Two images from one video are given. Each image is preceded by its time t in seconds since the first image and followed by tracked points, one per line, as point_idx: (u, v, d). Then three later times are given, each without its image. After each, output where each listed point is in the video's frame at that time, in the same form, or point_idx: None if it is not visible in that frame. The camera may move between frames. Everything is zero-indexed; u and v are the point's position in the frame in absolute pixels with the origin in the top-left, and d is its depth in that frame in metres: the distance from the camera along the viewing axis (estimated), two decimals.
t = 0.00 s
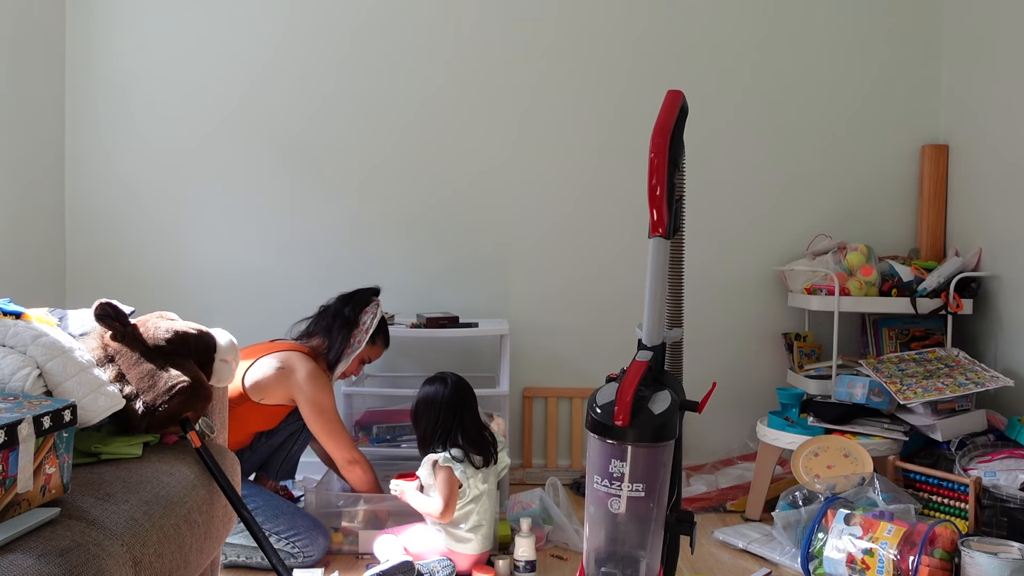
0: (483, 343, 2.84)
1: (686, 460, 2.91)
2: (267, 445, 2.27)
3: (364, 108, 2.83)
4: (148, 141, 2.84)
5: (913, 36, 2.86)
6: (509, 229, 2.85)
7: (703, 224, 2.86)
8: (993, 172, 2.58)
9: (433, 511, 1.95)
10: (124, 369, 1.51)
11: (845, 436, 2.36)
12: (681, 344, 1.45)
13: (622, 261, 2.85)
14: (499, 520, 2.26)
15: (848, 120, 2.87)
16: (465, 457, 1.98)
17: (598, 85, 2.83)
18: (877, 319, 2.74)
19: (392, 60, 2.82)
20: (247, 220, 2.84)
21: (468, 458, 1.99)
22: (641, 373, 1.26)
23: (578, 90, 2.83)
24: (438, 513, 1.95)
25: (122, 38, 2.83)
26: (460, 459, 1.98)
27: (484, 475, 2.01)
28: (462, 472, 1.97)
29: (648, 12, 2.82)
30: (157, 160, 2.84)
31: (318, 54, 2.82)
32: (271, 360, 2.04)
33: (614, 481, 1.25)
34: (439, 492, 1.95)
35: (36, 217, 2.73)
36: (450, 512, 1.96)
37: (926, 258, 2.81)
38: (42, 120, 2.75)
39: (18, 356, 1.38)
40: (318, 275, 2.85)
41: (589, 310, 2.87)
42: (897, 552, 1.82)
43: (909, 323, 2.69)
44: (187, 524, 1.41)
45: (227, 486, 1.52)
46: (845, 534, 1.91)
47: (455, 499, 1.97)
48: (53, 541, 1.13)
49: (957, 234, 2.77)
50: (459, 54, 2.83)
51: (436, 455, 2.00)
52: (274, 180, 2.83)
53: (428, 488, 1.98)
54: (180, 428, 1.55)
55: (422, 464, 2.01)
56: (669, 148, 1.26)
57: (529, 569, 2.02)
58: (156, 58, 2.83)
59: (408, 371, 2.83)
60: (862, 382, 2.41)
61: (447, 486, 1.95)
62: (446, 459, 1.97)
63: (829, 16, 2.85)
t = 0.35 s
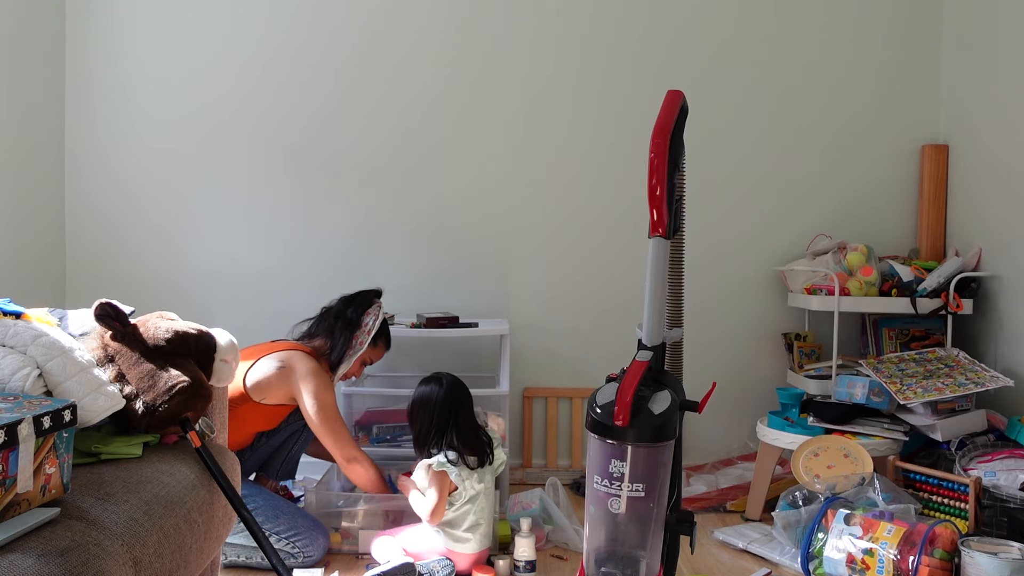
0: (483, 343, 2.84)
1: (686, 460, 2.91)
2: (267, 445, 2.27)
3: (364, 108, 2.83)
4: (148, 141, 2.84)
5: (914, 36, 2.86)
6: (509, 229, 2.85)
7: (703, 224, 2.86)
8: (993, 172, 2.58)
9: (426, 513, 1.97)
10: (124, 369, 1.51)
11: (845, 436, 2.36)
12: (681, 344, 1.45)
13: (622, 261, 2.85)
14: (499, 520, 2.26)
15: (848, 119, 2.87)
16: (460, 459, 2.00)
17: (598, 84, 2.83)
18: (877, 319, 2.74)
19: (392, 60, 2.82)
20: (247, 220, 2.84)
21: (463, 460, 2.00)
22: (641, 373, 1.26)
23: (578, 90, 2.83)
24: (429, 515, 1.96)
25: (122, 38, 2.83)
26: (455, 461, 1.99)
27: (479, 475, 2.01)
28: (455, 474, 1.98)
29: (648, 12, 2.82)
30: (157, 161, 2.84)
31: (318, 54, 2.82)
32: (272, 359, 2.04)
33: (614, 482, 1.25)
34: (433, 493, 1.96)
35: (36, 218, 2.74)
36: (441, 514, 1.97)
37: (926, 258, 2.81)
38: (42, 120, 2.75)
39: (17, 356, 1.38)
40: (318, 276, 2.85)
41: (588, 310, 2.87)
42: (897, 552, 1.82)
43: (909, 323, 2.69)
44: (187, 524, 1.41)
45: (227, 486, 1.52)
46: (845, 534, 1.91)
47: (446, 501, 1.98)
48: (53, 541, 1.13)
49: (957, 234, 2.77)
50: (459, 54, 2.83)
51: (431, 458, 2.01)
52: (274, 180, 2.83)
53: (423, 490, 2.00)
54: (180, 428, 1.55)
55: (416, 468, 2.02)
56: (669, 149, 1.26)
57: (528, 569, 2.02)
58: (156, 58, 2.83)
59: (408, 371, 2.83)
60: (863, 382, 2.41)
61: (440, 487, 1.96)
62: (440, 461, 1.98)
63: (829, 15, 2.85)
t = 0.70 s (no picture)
0: (483, 343, 2.84)
1: (686, 460, 2.91)
2: (267, 445, 2.28)
3: (364, 109, 2.83)
4: (147, 141, 2.84)
5: (914, 36, 2.86)
6: (509, 229, 2.85)
7: (703, 224, 2.86)
8: (993, 172, 2.58)
9: (418, 517, 1.97)
10: (124, 369, 1.51)
11: (845, 436, 2.36)
12: (681, 344, 1.45)
13: (622, 261, 2.85)
14: (499, 520, 2.26)
15: (848, 119, 2.87)
16: (447, 461, 2.00)
17: (598, 84, 2.83)
18: (877, 319, 2.74)
19: (392, 60, 2.82)
20: (247, 220, 2.84)
21: (450, 461, 2.00)
22: (641, 373, 1.26)
23: (578, 90, 2.83)
24: (421, 519, 1.96)
25: (122, 38, 2.83)
26: (442, 463, 2.00)
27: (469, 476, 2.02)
28: (444, 476, 1.98)
29: (648, 12, 2.82)
30: (157, 160, 2.84)
31: (317, 54, 2.82)
32: (270, 357, 2.04)
33: (614, 481, 1.25)
34: (424, 497, 1.96)
35: (37, 218, 2.74)
36: (433, 517, 1.97)
37: (926, 258, 2.81)
38: (42, 121, 2.75)
39: (18, 356, 1.38)
40: (318, 276, 2.85)
41: (588, 310, 2.87)
42: (897, 552, 1.82)
43: (909, 323, 2.69)
44: (187, 524, 1.41)
45: (228, 486, 1.52)
46: (845, 534, 1.91)
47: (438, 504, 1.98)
48: (53, 541, 1.13)
49: (957, 234, 2.77)
50: (459, 54, 2.83)
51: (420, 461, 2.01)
52: (274, 180, 2.83)
53: (415, 493, 2.01)
54: (180, 428, 1.55)
55: (406, 472, 2.02)
56: (670, 148, 1.26)
57: (528, 569, 2.02)
58: (156, 58, 2.83)
59: (408, 371, 2.83)
60: (862, 382, 2.41)
61: (431, 490, 1.97)
62: (427, 464, 1.99)
63: (829, 16, 2.85)
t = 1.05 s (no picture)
0: (483, 343, 2.84)
1: (686, 460, 2.91)
2: (266, 445, 2.29)
3: (364, 108, 2.83)
4: (147, 141, 2.84)
5: (914, 36, 2.86)
6: (510, 229, 2.85)
7: (703, 224, 2.86)
8: (993, 172, 2.58)
9: (426, 512, 1.92)
10: (124, 369, 1.51)
11: (845, 436, 2.36)
12: (681, 344, 1.45)
13: (621, 260, 2.85)
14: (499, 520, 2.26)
15: (848, 119, 2.87)
16: (437, 457, 2.00)
17: (598, 84, 2.83)
18: (877, 319, 2.74)
19: (392, 60, 2.82)
20: (247, 220, 2.84)
21: (440, 456, 2.01)
22: (641, 373, 1.26)
23: (578, 90, 2.83)
24: (430, 513, 1.91)
25: (121, 38, 2.83)
26: (433, 459, 2.00)
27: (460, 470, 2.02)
28: (439, 471, 1.98)
29: (648, 12, 2.82)
30: (157, 160, 2.84)
31: (318, 54, 2.82)
32: (267, 357, 2.04)
33: (614, 482, 1.25)
34: (427, 492, 1.93)
35: (37, 218, 2.74)
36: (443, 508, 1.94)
37: (926, 258, 2.81)
38: (42, 121, 2.75)
39: (18, 356, 1.38)
40: (318, 276, 2.85)
41: (588, 310, 2.87)
42: (897, 552, 1.82)
43: (909, 323, 2.68)
44: (187, 524, 1.41)
45: (228, 486, 1.52)
46: (845, 534, 1.91)
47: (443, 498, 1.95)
48: (53, 541, 1.13)
49: (957, 234, 2.77)
50: (460, 54, 2.83)
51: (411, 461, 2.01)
52: (273, 180, 2.83)
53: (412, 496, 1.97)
54: (180, 428, 1.55)
55: (399, 475, 1.98)
56: (669, 148, 1.26)
57: (528, 569, 2.02)
58: (157, 57, 2.83)
59: (408, 371, 2.83)
60: (862, 382, 2.41)
61: (432, 485, 1.94)
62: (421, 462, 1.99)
63: (829, 15, 2.85)
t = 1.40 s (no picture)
0: (484, 343, 2.84)
1: (686, 460, 2.91)
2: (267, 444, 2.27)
3: (364, 108, 2.83)
4: (147, 141, 2.84)
5: (914, 36, 2.86)
6: (510, 229, 2.85)
7: (703, 224, 2.86)
8: (994, 172, 2.58)
9: (421, 508, 1.92)
10: (124, 369, 1.51)
11: (845, 436, 2.36)
12: (681, 344, 1.45)
13: (622, 261, 2.85)
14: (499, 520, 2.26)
15: (848, 119, 2.87)
16: (428, 454, 2.02)
17: (598, 84, 2.83)
18: (877, 319, 2.74)
19: (392, 60, 2.82)
20: (247, 220, 2.84)
21: (431, 452, 2.02)
22: (641, 373, 1.26)
23: (578, 91, 2.83)
24: (426, 508, 1.92)
25: (121, 38, 2.83)
26: (425, 455, 2.01)
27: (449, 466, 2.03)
28: (432, 466, 1.99)
29: (648, 12, 2.82)
30: (157, 160, 2.84)
31: (318, 54, 2.82)
32: (260, 356, 2.03)
33: (614, 482, 1.25)
34: (421, 489, 1.94)
35: (36, 219, 2.74)
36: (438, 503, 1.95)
37: (926, 258, 2.81)
38: (42, 121, 2.75)
39: (17, 356, 1.38)
40: (318, 276, 2.85)
41: (589, 310, 2.87)
42: (897, 552, 1.82)
43: (909, 323, 2.68)
44: (187, 524, 1.41)
45: (227, 486, 1.52)
46: (845, 534, 1.91)
47: (437, 494, 1.97)
48: (53, 541, 1.13)
49: (957, 234, 2.77)
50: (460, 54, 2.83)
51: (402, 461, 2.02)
52: (273, 180, 2.83)
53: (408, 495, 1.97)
54: (180, 428, 1.55)
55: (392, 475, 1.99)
56: (669, 148, 1.26)
57: (528, 569, 2.02)
58: (156, 57, 2.83)
59: (408, 371, 2.83)
60: (863, 382, 2.41)
61: (426, 482, 1.96)
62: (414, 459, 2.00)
63: (829, 15, 2.85)
